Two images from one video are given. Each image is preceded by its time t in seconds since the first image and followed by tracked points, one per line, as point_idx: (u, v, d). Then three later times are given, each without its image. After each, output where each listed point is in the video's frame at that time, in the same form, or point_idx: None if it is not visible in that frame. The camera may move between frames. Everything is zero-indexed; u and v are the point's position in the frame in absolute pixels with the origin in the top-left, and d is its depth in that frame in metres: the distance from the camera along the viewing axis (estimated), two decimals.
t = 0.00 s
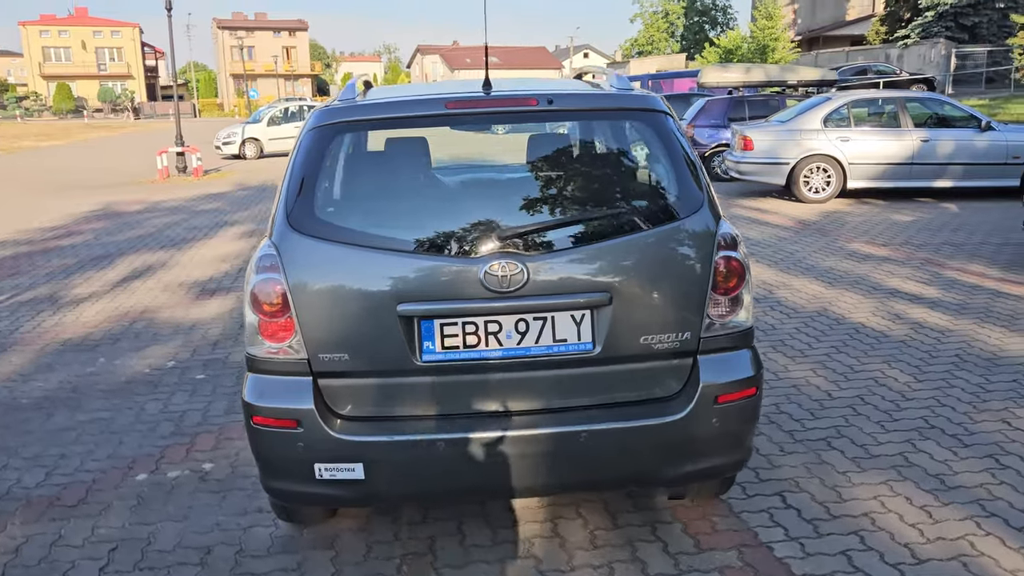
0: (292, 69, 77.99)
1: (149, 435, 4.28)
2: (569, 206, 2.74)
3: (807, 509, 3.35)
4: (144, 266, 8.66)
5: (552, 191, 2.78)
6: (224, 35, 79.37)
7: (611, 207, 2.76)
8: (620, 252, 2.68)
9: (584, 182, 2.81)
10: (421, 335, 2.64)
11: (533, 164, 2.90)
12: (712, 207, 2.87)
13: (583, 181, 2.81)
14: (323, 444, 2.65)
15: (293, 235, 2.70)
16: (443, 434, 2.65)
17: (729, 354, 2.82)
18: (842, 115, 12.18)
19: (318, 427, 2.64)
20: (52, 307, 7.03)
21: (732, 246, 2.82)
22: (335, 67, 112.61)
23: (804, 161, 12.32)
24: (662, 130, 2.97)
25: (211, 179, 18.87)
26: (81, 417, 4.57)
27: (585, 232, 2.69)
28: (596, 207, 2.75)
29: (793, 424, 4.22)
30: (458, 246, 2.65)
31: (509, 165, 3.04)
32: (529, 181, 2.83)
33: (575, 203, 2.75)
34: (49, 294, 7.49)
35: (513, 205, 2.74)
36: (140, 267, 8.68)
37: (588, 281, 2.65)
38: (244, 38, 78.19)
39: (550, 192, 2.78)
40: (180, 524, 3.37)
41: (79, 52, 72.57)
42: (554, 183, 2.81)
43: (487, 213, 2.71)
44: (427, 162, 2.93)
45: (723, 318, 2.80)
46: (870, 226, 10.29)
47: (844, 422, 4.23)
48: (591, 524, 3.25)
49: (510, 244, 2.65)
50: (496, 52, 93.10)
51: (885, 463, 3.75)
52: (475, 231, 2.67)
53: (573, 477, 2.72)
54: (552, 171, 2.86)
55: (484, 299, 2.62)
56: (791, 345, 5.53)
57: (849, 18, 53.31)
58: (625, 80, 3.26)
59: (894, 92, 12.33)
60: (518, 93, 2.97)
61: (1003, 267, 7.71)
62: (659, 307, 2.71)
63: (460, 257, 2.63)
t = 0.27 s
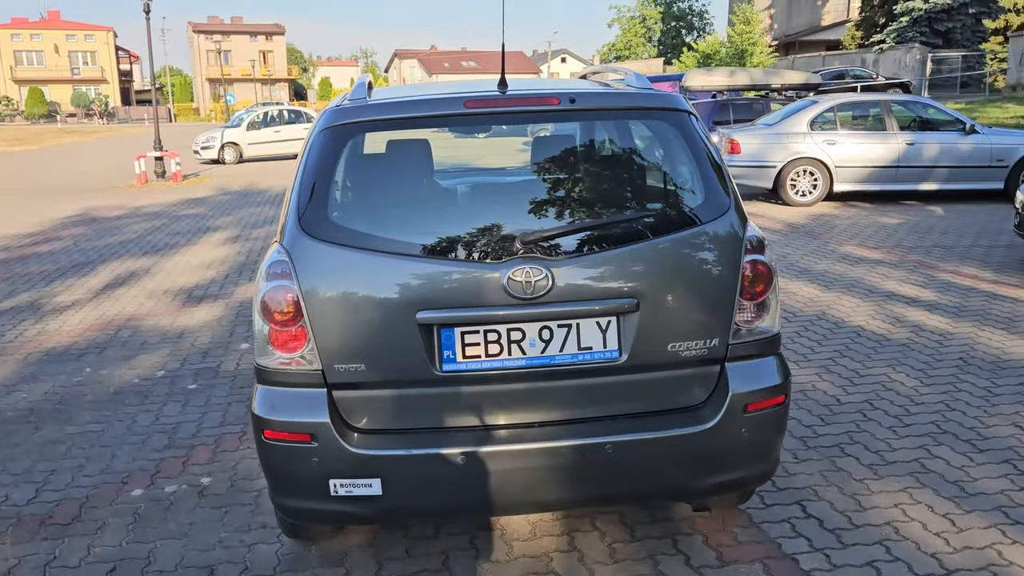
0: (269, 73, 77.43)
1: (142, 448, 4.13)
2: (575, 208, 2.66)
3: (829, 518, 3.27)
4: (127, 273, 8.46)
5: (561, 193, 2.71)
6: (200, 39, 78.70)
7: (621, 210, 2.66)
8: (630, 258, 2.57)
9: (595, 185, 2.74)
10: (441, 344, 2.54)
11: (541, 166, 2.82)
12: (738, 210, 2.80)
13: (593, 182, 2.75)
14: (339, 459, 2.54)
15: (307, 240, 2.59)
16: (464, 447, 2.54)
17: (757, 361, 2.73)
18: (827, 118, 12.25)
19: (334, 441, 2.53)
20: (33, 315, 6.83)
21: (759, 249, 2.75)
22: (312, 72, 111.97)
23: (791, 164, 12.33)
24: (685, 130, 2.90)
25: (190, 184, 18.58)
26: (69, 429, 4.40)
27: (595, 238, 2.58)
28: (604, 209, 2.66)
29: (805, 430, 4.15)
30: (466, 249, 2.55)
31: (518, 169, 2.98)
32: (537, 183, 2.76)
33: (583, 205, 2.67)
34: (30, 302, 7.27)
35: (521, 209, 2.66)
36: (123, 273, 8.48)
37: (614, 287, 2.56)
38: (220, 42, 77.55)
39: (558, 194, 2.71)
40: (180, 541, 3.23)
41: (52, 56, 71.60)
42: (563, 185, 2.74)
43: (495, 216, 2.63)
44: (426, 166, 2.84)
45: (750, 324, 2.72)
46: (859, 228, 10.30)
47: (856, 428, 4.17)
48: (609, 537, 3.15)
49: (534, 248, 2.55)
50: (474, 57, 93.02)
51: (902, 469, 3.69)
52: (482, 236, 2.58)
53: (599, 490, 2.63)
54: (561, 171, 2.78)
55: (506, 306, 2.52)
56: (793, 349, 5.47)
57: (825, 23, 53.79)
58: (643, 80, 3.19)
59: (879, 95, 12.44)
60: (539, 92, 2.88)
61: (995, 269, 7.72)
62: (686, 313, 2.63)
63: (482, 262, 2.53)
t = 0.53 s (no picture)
0: (246, 77, 76.88)
1: (136, 459, 4.04)
2: (579, 212, 2.61)
3: (839, 523, 3.25)
4: (110, 279, 8.32)
5: (562, 197, 2.65)
6: (176, 42, 78.00)
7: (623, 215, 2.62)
8: (635, 264, 2.53)
9: (597, 188, 2.69)
10: (455, 352, 2.49)
11: (542, 169, 2.76)
12: (752, 213, 2.77)
13: (595, 184, 2.70)
14: (350, 471, 2.48)
15: (316, 246, 2.53)
16: (480, 456, 2.48)
17: (773, 367, 2.71)
18: (810, 121, 12.34)
19: (345, 452, 2.47)
20: (15, 323, 6.68)
21: (774, 253, 2.72)
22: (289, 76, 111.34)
23: (775, 167, 12.38)
24: (697, 133, 2.88)
25: (169, 188, 18.37)
26: (59, 441, 4.29)
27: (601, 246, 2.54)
28: (608, 212, 2.62)
29: (808, 434, 4.13)
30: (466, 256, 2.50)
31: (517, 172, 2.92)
32: (538, 187, 2.70)
33: (587, 208, 2.62)
34: (11, 310, 7.12)
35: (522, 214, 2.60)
36: (106, 280, 8.33)
37: (631, 292, 2.52)
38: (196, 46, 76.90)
39: (561, 197, 2.65)
40: (181, 556, 3.15)
41: (24, 59, 70.63)
42: (565, 188, 2.68)
43: (496, 221, 2.57)
44: (425, 170, 2.76)
45: (766, 328, 2.70)
46: (844, 231, 10.35)
47: (859, 431, 4.16)
48: (620, 545, 3.11)
49: (551, 254, 2.51)
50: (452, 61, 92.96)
51: (908, 473, 3.68)
52: (483, 242, 2.53)
53: (616, 499, 2.58)
54: (564, 174, 2.73)
55: (522, 312, 2.47)
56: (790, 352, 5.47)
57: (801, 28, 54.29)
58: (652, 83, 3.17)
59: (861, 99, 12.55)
60: (552, 94, 2.84)
61: (982, 271, 7.78)
62: (702, 318, 2.60)
63: (498, 267, 2.48)
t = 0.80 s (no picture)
0: (224, 81, 76.38)
1: (132, 465, 4.01)
2: (577, 215, 2.63)
3: (838, 521, 3.29)
4: (95, 284, 8.24)
5: (559, 201, 2.67)
6: (153, 46, 77.34)
7: (620, 217, 2.65)
8: (631, 265, 2.54)
9: (594, 191, 2.71)
10: (464, 355, 2.50)
11: (540, 172, 2.77)
12: (755, 215, 2.80)
13: (591, 188, 2.72)
14: (360, 474, 2.47)
15: (324, 250, 2.52)
16: (490, 458, 2.49)
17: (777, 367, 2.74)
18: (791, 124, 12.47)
19: (355, 455, 2.47)
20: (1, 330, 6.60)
21: (777, 254, 2.75)
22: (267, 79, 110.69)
23: (758, 170, 12.49)
24: (701, 136, 2.91)
25: (150, 193, 18.21)
26: (52, 447, 4.25)
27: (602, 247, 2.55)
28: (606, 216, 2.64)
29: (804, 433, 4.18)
30: (463, 261, 2.51)
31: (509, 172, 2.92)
32: (535, 190, 2.70)
33: (585, 212, 2.64)
34: None
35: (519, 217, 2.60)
36: (90, 285, 8.25)
37: (638, 295, 2.54)
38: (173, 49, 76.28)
39: (558, 201, 2.66)
40: (184, 562, 3.13)
41: None
42: (563, 192, 2.69)
43: (491, 225, 2.58)
44: (423, 176, 2.77)
45: (770, 329, 2.73)
46: (827, 233, 10.46)
47: (853, 430, 4.21)
48: (624, 545, 3.13)
49: (558, 256, 2.52)
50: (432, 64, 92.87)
51: (904, 471, 3.73)
52: (482, 245, 2.53)
53: (624, 500, 2.60)
54: (561, 176, 2.74)
55: (531, 315, 2.49)
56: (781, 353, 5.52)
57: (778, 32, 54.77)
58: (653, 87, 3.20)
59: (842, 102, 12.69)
60: (557, 99, 2.86)
61: (964, 271, 7.89)
62: (707, 320, 2.63)
63: (508, 270, 2.50)
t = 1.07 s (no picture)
0: (203, 84, 75.86)
1: (131, 467, 4.02)
2: (572, 216, 2.69)
3: (832, 514, 3.37)
4: (82, 288, 8.20)
5: (556, 202, 2.72)
6: (130, 48, 76.68)
7: (615, 218, 2.71)
8: (625, 265, 2.59)
9: (589, 192, 2.76)
10: (472, 353, 2.55)
11: (537, 173, 2.82)
12: (751, 216, 2.88)
13: (586, 189, 2.77)
14: (371, 470, 2.52)
15: (334, 250, 2.57)
16: (499, 454, 2.54)
17: (775, 363, 2.81)
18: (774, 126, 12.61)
19: (366, 452, 2.51)
20: None
21: (773, 253, 2.83)
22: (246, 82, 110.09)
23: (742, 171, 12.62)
24: (699, 139, 2.98)
25: (132, 196, 18.08)
26: (50, 450, 4.26)
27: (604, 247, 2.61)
28: (603, 216, 2.71)
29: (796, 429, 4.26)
30: (463, 261, 2.56)
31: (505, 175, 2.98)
32: (532, 191, 2.76)
33: (581, 212, 2.70)
34: None
35: (516, 219, 2.65)
36: (77, 289, 8.21)
37: (641, 293, 2.61)
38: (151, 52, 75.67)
39: (554, 202, 2.72)
40: (190, 561, 3.16)
41: None
42: (559, 193, 2.75)
43: (488, 227, 2.63)
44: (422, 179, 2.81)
45: (768, 326, 2.80)
46: (810, 234, 10.60)
47: (843, 426, 4.30)
48: (625, 539, 3.19)
49: (563, 257, 2.58)
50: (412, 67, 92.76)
51: (894, 464, 3.82)
52: (479, 246, 2.58)
53: (629, 494, 2.66)
54: (557, 177, 2.79)
55: (538, 314, 2.55)
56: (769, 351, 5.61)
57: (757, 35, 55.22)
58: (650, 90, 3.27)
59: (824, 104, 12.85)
60: (559, 102, 2.93)
61: (945, 271, 8.04)
62: (707, 318, 2.70)
63: (515, 269, 2.55)
